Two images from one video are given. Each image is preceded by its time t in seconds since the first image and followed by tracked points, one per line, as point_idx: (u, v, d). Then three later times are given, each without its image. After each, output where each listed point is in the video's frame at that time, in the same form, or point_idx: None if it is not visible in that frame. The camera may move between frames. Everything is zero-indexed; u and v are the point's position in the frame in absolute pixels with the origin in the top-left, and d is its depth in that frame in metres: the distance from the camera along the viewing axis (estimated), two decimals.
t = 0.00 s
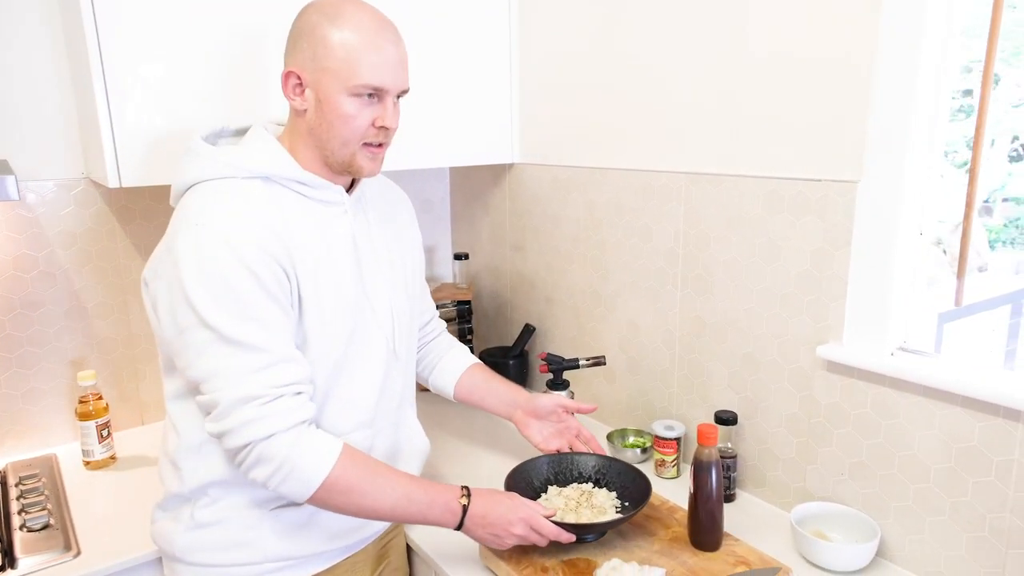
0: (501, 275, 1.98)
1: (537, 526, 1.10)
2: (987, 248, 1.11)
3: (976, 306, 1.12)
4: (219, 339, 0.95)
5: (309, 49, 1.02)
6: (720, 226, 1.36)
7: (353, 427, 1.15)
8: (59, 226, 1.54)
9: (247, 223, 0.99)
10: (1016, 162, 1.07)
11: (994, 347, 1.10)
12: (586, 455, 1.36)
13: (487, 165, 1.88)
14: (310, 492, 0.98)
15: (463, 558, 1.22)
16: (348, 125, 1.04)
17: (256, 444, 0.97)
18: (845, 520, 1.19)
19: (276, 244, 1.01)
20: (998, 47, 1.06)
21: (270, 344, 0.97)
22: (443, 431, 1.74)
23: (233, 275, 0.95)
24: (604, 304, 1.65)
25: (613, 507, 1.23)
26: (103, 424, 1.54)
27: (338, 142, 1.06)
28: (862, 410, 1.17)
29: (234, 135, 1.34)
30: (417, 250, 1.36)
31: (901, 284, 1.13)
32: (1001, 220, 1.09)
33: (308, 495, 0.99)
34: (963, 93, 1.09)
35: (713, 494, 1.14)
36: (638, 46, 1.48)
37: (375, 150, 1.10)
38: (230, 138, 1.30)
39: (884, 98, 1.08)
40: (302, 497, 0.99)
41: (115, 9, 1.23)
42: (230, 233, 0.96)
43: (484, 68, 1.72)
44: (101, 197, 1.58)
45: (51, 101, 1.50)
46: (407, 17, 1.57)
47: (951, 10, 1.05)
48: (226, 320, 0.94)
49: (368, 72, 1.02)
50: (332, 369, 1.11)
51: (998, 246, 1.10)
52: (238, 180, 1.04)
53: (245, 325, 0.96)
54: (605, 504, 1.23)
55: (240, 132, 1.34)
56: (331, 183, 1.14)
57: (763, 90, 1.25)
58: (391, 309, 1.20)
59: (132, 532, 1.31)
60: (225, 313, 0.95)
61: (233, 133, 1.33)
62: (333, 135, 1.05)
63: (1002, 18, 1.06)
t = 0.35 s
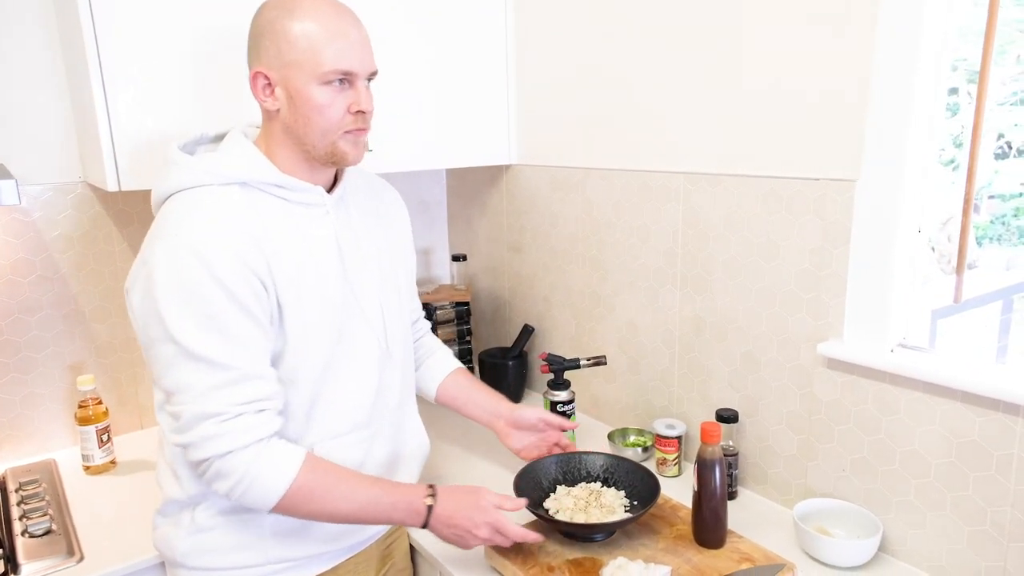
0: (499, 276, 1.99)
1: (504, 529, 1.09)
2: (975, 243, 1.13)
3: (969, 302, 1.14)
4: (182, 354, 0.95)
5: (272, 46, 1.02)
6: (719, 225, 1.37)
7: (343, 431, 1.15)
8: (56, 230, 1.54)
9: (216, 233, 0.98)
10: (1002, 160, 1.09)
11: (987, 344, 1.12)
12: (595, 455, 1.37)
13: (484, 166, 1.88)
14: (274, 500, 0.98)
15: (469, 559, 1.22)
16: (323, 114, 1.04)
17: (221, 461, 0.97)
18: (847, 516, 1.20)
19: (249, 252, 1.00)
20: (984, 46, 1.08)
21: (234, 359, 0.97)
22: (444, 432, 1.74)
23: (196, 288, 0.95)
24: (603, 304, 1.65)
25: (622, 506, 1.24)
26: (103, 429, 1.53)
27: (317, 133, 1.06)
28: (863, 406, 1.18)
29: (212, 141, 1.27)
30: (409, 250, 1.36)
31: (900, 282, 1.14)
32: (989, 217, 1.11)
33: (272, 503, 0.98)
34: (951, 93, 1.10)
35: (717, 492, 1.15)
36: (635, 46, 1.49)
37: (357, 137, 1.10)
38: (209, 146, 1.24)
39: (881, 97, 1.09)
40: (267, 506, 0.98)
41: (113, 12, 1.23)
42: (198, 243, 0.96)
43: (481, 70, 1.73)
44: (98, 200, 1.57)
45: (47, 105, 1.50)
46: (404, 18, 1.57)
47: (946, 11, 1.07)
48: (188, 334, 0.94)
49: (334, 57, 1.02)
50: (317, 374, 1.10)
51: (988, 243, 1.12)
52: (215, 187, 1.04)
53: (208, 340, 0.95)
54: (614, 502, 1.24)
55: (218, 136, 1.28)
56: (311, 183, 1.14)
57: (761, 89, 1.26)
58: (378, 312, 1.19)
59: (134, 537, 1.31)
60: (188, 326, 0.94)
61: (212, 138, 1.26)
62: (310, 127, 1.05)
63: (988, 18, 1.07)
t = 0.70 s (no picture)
0: (500, 280, 1.99)
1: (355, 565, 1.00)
2: (972, 244, 1.15)
3: (969, 304, 1.15)
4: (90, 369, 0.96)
5: (220, 63, 1.05)
6: (720, 228, 1.37)
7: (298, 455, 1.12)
8: (59, 238, 1.54)
9: (144, 251, 0.99)
10: (997, 160, 1.11)
11: (990, 336, 1.14)
12: (599, 457, 1.37)
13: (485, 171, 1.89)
14: (119, 510, 0.97)
15: (475, 563, 1.22)
16: (277, 123, 1.06)
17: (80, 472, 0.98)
18: (851, 517, 1.21)
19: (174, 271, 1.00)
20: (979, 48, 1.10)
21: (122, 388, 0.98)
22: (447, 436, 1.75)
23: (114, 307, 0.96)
24: (605, 308, 1.66)
25: (628, 508, 1.25)
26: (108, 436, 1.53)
27: (273, 142, 1.07)
28: (865, 407, 1.18)
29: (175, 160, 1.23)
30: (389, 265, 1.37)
31: (901, 282, 1.15)
32: (984, 218, 1.14)
33: (117, 515, 0.97)
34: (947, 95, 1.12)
35: (722, 494, 1.16)
36: (635, 51, 1.49)
37: (315, 145, 1.11)
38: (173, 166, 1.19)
39: (880, 100, 1.11)
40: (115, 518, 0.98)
41: (116, 21, 1.24)
42: (122, 262, 0.98)
43: (481, 74, 1.73)
44: (102, 208, 1.57)
45: (51, 114, 1.50)
46: (404, 24, 1.58)
47: (942, 14, 1.09)
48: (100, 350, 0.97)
49: (281, 65, 1.05)
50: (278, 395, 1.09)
51: (984, 243, 1.14)
52: (169, 206, 1.06)
53: (111, 363, 0.97)
54: (620, 505, 1.25)
55: (184, 156, 1.24)
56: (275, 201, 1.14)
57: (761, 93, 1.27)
58: (347, 333, 1.18)
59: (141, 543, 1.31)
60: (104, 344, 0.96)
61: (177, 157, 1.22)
62: (265, 138, 1.07)
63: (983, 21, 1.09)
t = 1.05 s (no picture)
0: (512, 289, 2.00)
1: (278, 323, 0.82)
2: (988, 252, 1.15)
3: (986, 312, 1.15)
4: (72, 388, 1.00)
5: (187, 74, 1.10)
6: (733, 238, 1.38)
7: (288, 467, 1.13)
8: (79, 251, 1.56)
9: (116, 269, 1.03)
10: (1010, 166, 1.12)
11: (1006, 344, 1.13)
12: (614, 466, 1.37)
13: (498, 181, 1.90)
14: (119, 495, 0.92)
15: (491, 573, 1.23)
16: (227, 130, 1.08)
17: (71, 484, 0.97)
18: (868, 526, 1.20)
19: (147, 289, 1.03)
20: (991, 56, 1.10)
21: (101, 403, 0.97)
22: (460, 445, 1.75)
23: (88, 324, 0.99)
24: (618, 316, 1.66)
25: (644, 517, 1.25)
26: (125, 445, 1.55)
27: (226, 149, 1.09)
28: (882, 416, 1.18)
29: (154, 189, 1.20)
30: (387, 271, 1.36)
31: (915, 290, 1.16)
32: (999, 225, 1.14)
33: (122, 501, 0.92)
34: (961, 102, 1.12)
35: (739, 503, 1.15)
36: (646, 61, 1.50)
37: (270, 154, 1.11)
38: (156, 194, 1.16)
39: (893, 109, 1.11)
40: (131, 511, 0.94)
41: (135, 37, 1.26)
42: (96, 281, 1.02)
43: (493, 85, 1.75)
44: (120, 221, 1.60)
45: (71, 129, 1.53)
46: (417, 36, 1.59)
47: (957, 22, 1.09)
48: (82, 367, 0.99)
49: (233, 73, 1.07)
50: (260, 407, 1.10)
51: (999, 250, 1.15)
52: (146, 226, 1.10)
53: (96, 377, 0.99)
54: (635, 514, 1.25)
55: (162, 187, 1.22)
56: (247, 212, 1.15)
57: (774, 102, 1.27)
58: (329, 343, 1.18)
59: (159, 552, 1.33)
60: (82, 360, 0.99)
61: (156, 187, 1.20)
62: (218, 145, 1.09)
63: (996, 29, 1.10)
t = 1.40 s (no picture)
0: (518, 291, 2.00)
1: (333, 424, 0.76)
2: (996, 255, 1.15)
3: (994, 315, 1.15)
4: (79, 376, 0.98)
5: (211, 82, 1.11)
6: (741, 240, 1.37)
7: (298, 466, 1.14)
8: (87, 250, 1.57)
9: (129, 265, 1.04)
10: (1016, 169, 1.12)
11: (1014, 347, 1.14)
12: (620, 469, 1.37)
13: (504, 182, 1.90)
14: (104, 510, 0.87)
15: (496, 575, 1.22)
16: (243, 145, 1.08)
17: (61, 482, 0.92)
18: (875, 530, 1.20)
19: (163, 289, 1.04)
20: (999, 58, 1.10)
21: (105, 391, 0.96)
22: (465, 446, 1.75)
23: (98, 316, 1.00)
24: (624, 318, 1.66)
25: (650, 520, 1.24)
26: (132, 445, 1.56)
27: (241, 161, 1.10)
28: (890, 419, 1.17)
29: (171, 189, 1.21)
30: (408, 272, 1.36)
31: (925, 293, 1.14)
32: (1004, 228, 1.14)
33: (104, 516, 0.87)
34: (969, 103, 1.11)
35: (745, 506, 1.15)
36: (654, 63, 1.50)
37: (283, 172, 1.11)
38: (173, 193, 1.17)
39: (903, 111, 1.10)
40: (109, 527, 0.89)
41: (145, 38, 1.26)
42: (109, 275, 1.02)
43: (500, 87, 1.75)
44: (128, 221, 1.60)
45: (80, 129, 1.53)
46: (424, 38, 1.60)
47: (968, 23, 1.08)
48: (92, 356, 0.98)
49: (253, 88, 1.07)
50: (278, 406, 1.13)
51: (1006, 254, 1.15)
52: (162, 226, 1.11)
53: (103, 368, 0.98)
54: (641, 516, 1.25)
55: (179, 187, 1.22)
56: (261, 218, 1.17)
57: (782, 104, 1.27)
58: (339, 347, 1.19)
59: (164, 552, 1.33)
60: (92, 349, 0.98)
61: (172, 187, 1.21)
62: (235, 159, 1.10)
63: (1004, 31, 1.09)
